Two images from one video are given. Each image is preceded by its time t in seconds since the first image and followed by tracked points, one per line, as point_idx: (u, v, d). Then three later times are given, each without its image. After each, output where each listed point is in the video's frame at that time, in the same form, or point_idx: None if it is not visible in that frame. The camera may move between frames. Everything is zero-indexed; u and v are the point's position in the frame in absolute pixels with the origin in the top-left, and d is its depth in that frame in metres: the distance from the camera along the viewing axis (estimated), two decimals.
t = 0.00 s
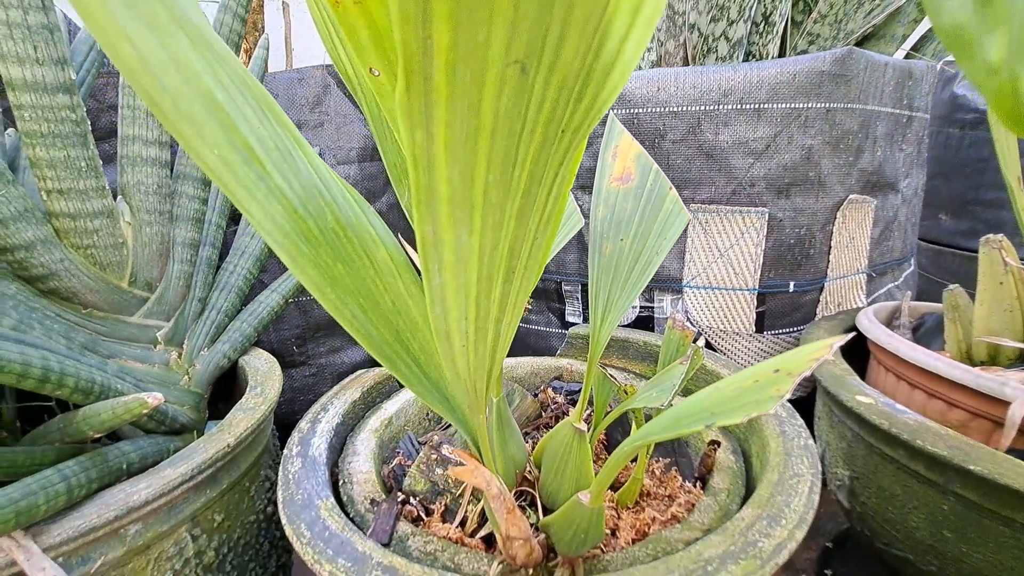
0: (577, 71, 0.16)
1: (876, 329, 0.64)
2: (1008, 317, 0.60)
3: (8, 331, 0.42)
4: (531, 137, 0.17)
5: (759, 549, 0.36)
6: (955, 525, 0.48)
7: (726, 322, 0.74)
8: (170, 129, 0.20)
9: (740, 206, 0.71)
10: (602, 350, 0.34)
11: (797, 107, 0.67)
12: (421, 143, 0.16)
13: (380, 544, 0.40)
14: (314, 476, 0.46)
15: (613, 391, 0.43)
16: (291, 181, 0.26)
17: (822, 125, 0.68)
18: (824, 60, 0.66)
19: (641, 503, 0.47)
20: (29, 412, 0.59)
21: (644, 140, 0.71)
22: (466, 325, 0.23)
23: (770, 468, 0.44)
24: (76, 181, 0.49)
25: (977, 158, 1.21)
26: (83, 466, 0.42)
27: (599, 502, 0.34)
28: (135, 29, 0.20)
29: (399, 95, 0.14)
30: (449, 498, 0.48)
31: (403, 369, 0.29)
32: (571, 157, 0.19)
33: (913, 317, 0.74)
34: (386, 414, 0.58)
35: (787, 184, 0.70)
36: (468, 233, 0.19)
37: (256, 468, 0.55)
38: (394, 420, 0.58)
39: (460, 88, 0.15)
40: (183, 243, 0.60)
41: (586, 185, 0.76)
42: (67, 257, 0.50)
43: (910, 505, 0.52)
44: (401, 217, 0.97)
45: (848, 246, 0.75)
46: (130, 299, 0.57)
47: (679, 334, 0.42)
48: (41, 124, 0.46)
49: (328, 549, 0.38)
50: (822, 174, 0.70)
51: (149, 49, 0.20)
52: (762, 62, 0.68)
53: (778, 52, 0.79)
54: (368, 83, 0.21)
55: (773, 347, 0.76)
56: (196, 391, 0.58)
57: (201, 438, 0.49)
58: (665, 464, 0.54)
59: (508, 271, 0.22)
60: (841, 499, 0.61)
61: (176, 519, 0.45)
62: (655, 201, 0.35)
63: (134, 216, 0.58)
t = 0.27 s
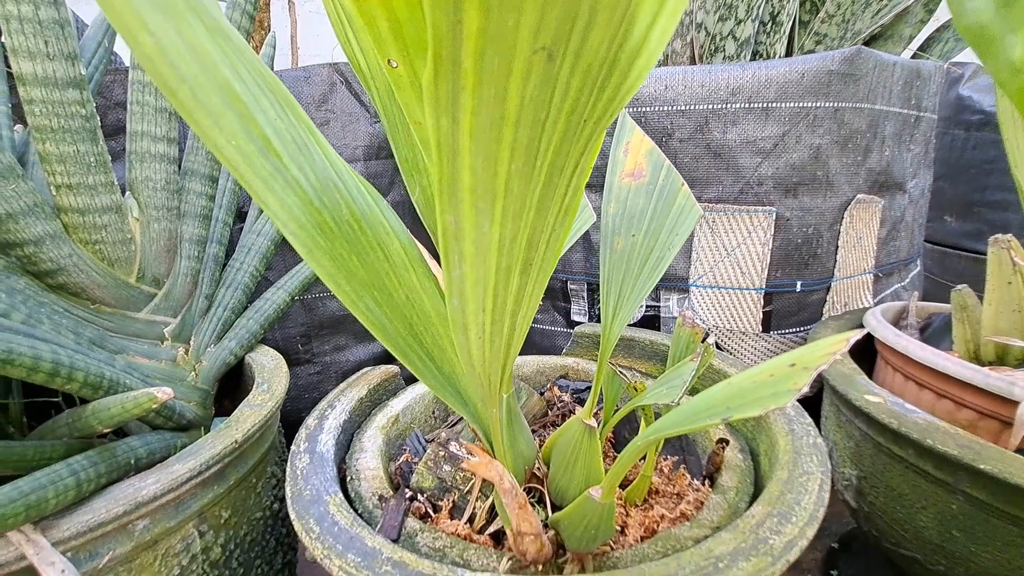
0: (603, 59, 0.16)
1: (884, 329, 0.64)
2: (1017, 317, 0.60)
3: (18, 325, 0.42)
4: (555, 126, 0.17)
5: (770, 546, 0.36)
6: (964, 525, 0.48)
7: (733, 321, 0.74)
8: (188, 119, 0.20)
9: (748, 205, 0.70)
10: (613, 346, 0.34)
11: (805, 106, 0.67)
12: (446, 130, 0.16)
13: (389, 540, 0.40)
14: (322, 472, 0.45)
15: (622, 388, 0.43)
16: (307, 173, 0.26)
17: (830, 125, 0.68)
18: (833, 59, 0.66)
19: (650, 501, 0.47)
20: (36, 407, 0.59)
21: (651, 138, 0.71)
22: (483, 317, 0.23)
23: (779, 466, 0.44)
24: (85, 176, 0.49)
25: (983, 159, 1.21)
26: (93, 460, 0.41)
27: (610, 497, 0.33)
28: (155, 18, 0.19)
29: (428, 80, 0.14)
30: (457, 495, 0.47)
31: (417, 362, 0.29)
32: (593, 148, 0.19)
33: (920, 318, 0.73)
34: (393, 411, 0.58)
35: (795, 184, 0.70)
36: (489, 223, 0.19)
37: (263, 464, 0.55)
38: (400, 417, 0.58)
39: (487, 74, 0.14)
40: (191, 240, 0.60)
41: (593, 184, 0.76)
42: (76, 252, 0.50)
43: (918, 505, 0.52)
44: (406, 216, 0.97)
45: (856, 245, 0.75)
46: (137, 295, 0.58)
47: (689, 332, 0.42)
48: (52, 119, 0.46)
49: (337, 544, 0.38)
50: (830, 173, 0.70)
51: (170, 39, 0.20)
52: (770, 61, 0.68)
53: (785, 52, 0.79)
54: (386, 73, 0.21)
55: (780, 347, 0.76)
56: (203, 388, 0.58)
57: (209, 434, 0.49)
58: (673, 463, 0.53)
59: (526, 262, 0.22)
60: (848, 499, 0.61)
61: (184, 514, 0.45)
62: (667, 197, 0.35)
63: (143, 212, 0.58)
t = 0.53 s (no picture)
0: (642, 37, 0.16)
1: (898, 326, 0.64)
2: None
3: (35, 316, 0.42)
4: (590, 105, 0.17)
5: (789, 540, 0.35)
6: (982, 522, 0.48)
7: (744, 319, 0.74)
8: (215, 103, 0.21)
9: (760, 202, 0.70)
10: (632, 338, 0.34)
11: (818, 103, 0.66)
12: (485, 108, 0.16)
13: (404, 532, 0.40)
14: (336, 465, 0.45)
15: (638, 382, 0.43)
16: (331, 160, 0.26)
17: (844, 121, 0.67)
18: (846, 56, 0.66)
19: (665, 496, 0.46)
20: (49, 399, 0.59)
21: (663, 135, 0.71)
22: (510, 302, 0.23)
23: (796, 461, 0.43)
24: (101, 169, 0.50)
25: (994, 159, 1.20)
26: (109, 451, 0.42)
27: (629, 490, 0.33)
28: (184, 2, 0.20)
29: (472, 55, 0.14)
30: (470, 488, 0.47)
31: (439, 351, 0.29)
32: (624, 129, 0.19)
33: (933, 316, 0.73)
34: (404, 406, 0.57)
35: (807, 181, 0.69)
36: (521, 205, 0.19)
37: (275, 458, 0.55)
38: (412, 412, 0.58)
39: (529, 51, 0.14)
40: (204, 234, 0.60)
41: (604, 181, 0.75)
42: (92, 244, 0.51)
43: (934, 502, 0.51)
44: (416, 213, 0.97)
45: (868, 243, 0.75)
46: (151, 288, 0.58)
47: (706, 326, 0.42)
48: (68, 112, 0.47)
49: (353, 535, 0.37)
50: (843, 170, 0.70)
51: (196, 23, 0.20)
52: (783, 58, 0.68)
53: (797, 49, 0.79)
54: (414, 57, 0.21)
55: (791, 345, 0.75)
56: (215, 381, 0.58)
57: (223, 426, 0.49)
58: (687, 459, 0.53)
59: (553, 246, 0.22)
60: (862, 497, 0.61)
61: (198, 505, 0.45)
62: (686, 188, 0.35)
63: (156, 206, 0.58)
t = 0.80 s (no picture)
0: (663, 29, 0.15)
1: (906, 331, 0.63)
2: None
3: (33, 317, 0.41)
4: (606, 101, 0.16)
5: (799, 552, 0.35)
6: (993, 532, 0.47)
7: (749, 322, 0.73)
8: (215, 98, 0.20)
9: (766, 205, 0.69)
10: (640, 343, 0.33)
11: (826, 104, 0.66)
12: (498, 104, 0.15)
13: (406, 540, 0.39)
14: (337, 470, 0.45)
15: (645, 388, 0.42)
16: (334, 159, 0.25)
17: (852, 123, 0.67)
18: (855, 56, 0.65)
19: (671, 504, 0.46)
20: (48, 401, 0.59)
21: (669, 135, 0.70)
22: (518, 305, 0.22)
23: (805, 469, 0.43)
24: (102, 169, 0.49)
25: (1000, 161, 1.19)
26: (107, 455, 0.41)
27: (637, 499, 0.33)
28: None
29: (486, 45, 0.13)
30: (473, 495, 0.46)
31: (444, 356, 0.29)
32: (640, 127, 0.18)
33: (941, 320, 0.72)
34: (405, 410, 0.57)
35: (815, 183, 0.68)
36: (532, 207, 0.18)
37: (275, 462, 0.55)
38: (413, 416, 0.57)
39: (546, 43, 0.14)
40: (205, 234, 0.60)
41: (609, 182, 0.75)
42: (92, 245, 0.50)
43: (945, 511, 0.50)
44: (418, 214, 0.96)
45: (875, 246, 0.74)
46: (151, 289, 0.57)
47: (714, 330, 0.41)
48: (70, 110, 0.46)
49: (355, 543, 0.37)
50: (850, 172, 0.69)
51: (197, 14, 0.19)
52: (792, 58, 0.67)
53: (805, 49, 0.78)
54: (420, 51, 0.20)
55: (797, 349, 0.74)
56: (214, 383, 0.57)
57: (223, 430, 0.49)
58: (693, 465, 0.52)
59: (563, 249, 0.22)
60: (869, 504, 0.60)
61: (197, 511, 0.44)
62: (695, 189, 0.34)
63: (157, 206, 0.58)
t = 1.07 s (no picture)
0: (662, 77, 0.15)
1: (908, 345, 0.63)
2: None
3: (30, 332, 0.41)
4: (606, 146, 0.16)
5: (799, 574, 0.34)
6: (993, 550, 0.47)
7: (750, 333, 0.73)
8: (211, 129, 0.20)
9: (767, 216, 0.69)
10: (639, 365, 0.32)
11: (827, 115, 0.65)
12: (494, 151, 0.15)
13: (404, 559, 0.39)
14: (335, 486, 0.45)
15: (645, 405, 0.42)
16: (334, 188, 0.25)
17: (853, 134, 0.67)
18: (856, 68, 0.65)
19: (670, 521, 0.45)
20: (47, 412, 0.59)
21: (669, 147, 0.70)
22: (516, 338, 0.22)
23: (805, 487, 0.42)
24: (101, 182, 0.49)
25: (1001, 169, 1.19)
26: (104, 471, 0.41)
27: (636, 520, 0.35)
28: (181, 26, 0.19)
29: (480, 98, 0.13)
30: (472, 511, 0.46)
31: (441, 382, 0.29)
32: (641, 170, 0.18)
33: (942, 332, 0.72)
34: (404, 422, 0.56)
35: (816, 194, 0.68)
36: (530, 246, 0.19)
37: (274, 475, 0.55)
38: (412, 429, 0.56)
39: (542, 94, 0.14)
40: (204, 245, 0.60)
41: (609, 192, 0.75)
42: (90, 258, 0.50)
43: (945, 528, 0.50)
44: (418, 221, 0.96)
45: (876, 257, 0.74)
46: (150, 301, 0.57)
47: (714, 349, 0.41)
48: (69, 124, 0.46)
49: (352, 563, 0.37)
50: (852, 183, 0.69)
51: (196, 48, 0.19)
52: (793, 70, 0.67)
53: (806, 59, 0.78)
54: (419, 85, 0.20)
55: (798, 360, 0.74)
56: (213, 395, 0.57)
57: (221, 444, 0.48)
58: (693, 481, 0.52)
59: (562, 284, 0.22)
60: (870, 519, 0.59)
61: (194, 527, 0.44)
62: (696, 210, 0.34)
63: (156, 217, 0.58)
